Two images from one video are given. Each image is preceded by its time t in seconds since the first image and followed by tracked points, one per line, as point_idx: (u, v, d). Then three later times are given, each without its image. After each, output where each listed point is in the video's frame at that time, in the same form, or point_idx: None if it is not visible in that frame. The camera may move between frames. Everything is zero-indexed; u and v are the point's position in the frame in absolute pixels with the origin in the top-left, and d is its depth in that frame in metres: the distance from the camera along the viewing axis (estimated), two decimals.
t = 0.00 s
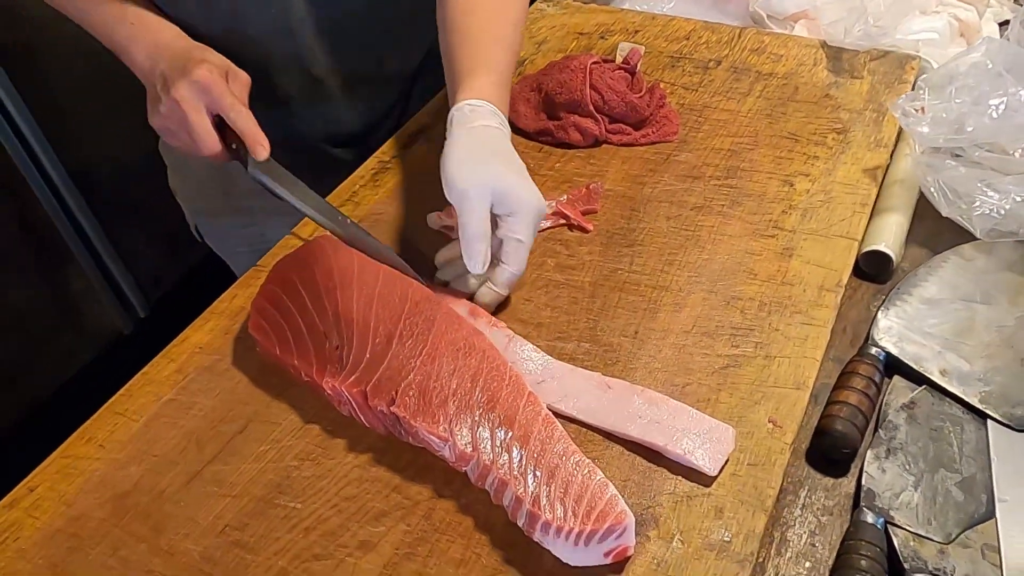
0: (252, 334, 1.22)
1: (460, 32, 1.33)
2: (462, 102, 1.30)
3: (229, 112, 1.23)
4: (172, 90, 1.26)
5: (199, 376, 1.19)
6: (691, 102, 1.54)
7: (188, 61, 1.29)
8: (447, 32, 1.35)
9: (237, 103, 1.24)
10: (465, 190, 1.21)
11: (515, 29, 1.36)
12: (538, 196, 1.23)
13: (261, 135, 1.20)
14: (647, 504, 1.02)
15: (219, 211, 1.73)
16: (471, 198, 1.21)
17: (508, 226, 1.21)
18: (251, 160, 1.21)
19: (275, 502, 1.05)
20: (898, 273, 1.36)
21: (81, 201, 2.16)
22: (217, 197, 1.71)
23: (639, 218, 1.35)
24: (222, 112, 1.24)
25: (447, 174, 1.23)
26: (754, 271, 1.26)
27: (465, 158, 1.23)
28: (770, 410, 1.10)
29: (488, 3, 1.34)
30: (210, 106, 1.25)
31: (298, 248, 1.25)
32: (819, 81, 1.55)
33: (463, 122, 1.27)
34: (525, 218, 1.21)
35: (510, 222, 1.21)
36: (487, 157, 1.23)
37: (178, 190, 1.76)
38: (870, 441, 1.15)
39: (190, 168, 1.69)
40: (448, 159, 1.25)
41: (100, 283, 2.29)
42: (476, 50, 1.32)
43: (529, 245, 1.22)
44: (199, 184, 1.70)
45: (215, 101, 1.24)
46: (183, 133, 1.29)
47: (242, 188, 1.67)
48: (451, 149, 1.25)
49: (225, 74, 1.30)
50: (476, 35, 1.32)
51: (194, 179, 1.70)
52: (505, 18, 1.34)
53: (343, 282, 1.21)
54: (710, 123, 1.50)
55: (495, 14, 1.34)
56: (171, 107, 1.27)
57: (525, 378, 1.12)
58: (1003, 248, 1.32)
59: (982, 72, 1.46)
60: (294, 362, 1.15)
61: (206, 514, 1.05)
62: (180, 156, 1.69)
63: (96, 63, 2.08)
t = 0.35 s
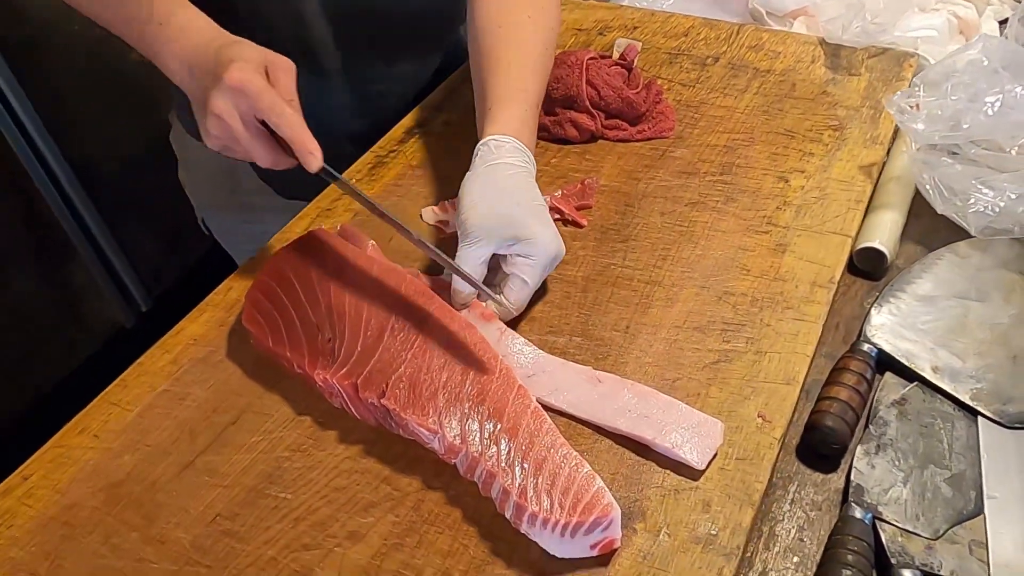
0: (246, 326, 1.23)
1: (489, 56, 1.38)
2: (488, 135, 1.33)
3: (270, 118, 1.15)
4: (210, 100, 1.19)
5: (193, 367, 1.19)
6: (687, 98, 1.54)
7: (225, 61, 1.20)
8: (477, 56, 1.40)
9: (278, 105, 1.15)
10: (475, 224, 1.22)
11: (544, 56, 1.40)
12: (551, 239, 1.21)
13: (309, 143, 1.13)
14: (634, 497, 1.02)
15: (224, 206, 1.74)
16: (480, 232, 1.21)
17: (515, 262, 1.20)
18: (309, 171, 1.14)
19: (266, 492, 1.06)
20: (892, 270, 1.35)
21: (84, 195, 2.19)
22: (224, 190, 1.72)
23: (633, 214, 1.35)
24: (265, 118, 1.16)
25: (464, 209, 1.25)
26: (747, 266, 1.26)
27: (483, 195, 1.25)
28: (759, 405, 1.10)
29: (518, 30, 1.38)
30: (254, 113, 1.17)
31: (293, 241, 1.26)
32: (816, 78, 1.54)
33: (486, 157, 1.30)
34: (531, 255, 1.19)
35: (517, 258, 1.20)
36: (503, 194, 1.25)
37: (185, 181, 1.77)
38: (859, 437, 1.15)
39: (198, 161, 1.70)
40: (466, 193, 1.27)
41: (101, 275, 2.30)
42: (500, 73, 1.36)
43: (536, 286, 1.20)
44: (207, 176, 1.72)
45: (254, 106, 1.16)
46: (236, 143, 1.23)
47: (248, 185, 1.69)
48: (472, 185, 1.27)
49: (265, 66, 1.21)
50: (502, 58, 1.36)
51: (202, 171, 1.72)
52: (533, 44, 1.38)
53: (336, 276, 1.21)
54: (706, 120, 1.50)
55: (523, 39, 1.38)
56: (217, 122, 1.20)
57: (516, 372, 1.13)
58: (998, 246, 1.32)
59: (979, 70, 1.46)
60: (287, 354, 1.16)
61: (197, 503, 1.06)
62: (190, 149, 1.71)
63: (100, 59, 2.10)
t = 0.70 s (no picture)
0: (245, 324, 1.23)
1: (502, 57, 1.38)
2: (496, 135, 1.32)
3: (354, 169, 1.16)
4: (295, 138, 1.19)
5: (193, 364, 1.20)
6: (689, 99, 1.54)
7: (317, 103, 1.21)
8: (491, 55, 1.40)
9: (363, 159, 1.16)
10: (478, 223, 1.22)
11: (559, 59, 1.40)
12: (554, 241, 1.21)
13: (385, 202, 1.12)
14: (630, 496, 1.02)
15: (232, 209, 1.74)
16: (482, 231, 1.21)
17: (517, 262, 1.20)
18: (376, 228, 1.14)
19: (263, 488, 1.07)
20: (893, 271, 1.34)
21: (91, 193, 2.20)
22: (232, 196, 1.72)
23: (634, 214, 1.35)
24: (347, 167, 1.17)
25: (467, 207, 1.25)
26: (746, 267, 1.26)
27: (486, 194, 1.25)
28: (756, 405, 1.10)
29: (532, 31, 1.38)
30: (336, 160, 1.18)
31: (293, 240, 1.27)
32: (818, 79, 1.54)
33: (489, 158, 1.30)
34: (533, 256, 1.19)
35: (518, 258, 1.20)
36: (508, 195, 1.24)
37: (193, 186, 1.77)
38: (857, 438, 1.15)
39: (206, 165, 1.70)
40: (468, 194, 1.27)
41: (108, 274, 2.32)
42: (511, 74, 1.36)
43: (537, 287, 1.20)
44: (216, 181, 1.71)
45: (341, 155, 1.17)
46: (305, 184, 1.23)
47: (257, 188, 1.69)
48: (475, 185, 1.27)
49: (356, 116, 1.22)
50: (515, 60, 1.37)
51: (211, 175, 1.71)
52: (547, 46, 1.38)
53: (336, 274, 1.22)
54: (708, 121, 1.50)
55: (537, 42, 1.38)
56: (298, 160, 1.20)
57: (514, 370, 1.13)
58: (1000, 249, 1.32)
59: (981, 73, 1.46)
60: (286, 351, 1.16)
61: (195, 498, 1.07)
62: (198, 152, 1.71)
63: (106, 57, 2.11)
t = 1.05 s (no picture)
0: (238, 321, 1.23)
1: (496, 55, 1.38)
2: (484, 134, 1.32)
3: (364, 180, 1.16)
4: (306, 142, 1.18)
5: (186, 360, 1.20)
6: (685, 96, 1.54)
7: (331, 110, 1.21)
8: (485, 54, 1.41)
9: (374, 170, 1.16)
10: (467, 221, 1.21)
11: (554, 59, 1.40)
12: (544, 234, 1.20)
13: (393, 216, 1.13)
14: (622, 492, 1.02)
15: (234, 203, 1.74)
16: (471, 229, 1.21)
17: (508, 258, 1.20)
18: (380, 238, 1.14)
19: (255, 484, 1.07)
20: (887, 269, 1.34)
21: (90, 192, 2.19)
22: (235, 190, 1.71)
23: (628, 211, 1.35)
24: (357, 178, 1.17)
25: (455, 206, 1.24)
26: (739, 264, 1.26)
27: (473, 192, 1.24)
28: (749, 402, 1.10)
29: (527, 30, 1.39)
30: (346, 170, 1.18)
31: (287, 237, 1.27)
32: (814, 76, 1.54)
33: (476, 157, 1.29)
34: (523, 251, 1.19)
35: (509, 255, 1.20)
36: (497, 191, 1.24)
37: (196, 180, 1.77)
38: (850, 436, 1.15)
39: (210, 158, 1.71)
40: (456, 193, 1.26)
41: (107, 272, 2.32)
42: (503, 72, 1.36)
43: (528, 282, 1.20)
44: (219, 175, 1.71)
45: (352, 165, 1.17)
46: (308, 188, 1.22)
47: (260, 183, 1.69)
48: (463, 184, 1.26)
49: (367, 127, 1.22)
50: (508, 58, 1.37)
51: (215, 169, 1.72)
52: (542, 45, 1.38)
53: (329, 271, 1.22)
54: (703, 118, 1.50)
55: (531, 40, 1.38)
56: (305, 165, 1.19)
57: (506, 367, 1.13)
58: (995, 246, 1.31)
59: (976, 70, 1.46)
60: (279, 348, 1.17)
61: (187, 494, 1.07)
62: (203, 146, 1.72)
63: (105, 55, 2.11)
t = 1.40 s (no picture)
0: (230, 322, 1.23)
1: (485, 54, 1.38)
2: (473, 134, 1.32)
3: (358, 181, 1.15)
4: (299, 143, 1.17)
5: (178, 362, 1.20)
6: (680, 95, 1.54)
7: (325, 112, 1.20)
8: (474, 54, 1.40)
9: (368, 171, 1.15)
10: (456, 222, 1.21)
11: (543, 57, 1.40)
12: (534, 233, 1.19)
13: (386, 217, 1.13)
14: (611, 494, 1.02)
15: (230, 199, 1.73)
16: (461, 230, 1.20)
17: (498, 259, 1.19)
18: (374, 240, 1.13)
19: (245, 487, 1.07)
20: (882, 268, 1.33)
21: (88, 193, 2.20)
22: (231, 185, 1.71)
23: (621, 211, 1.35)
24: (351, 179, 1.16)
25: (445, 207, 1.24)
26: (733, 264, 1.26)
27: (463, 192, 1.24)
28: (741, 403, 1.10)
29: (516, 29, 1.38)
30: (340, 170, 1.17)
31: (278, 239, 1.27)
32: (810, 74, 1.53)
33: (465, 156, 1.29)
34: (513, 251, 1.19)
35: (499, 255, 1.19)
36: (486, 191, 1.23)
37: (194, 175, 1.77)
38: (843, 436, 1.14)
39: (207, 153, 1.71)
40: (446, 194, 1.26)
41: (106, 273, 2.33)
42: (493, 71, 1.35)
43: (520, 282, 1.20)
44: (216, 170, 1.71)
45: (346, 166, 1.16)
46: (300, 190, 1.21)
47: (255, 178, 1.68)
48: (452, 184, 1.26)
49: (361, 129, 1.21)
50: (498, 57, 1.36)
51: (212, 165, 1.71)
52: (530, 44, 1.37)
53: (319, 273, 1.21)
54: (697, 117, 1.49)
55: (520, 39, 1.37)
56: (298, 166, 1.18)
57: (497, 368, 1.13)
58: (991, 245, 1.30)
59: (972, 69, 1.45)
60: (269, 349, 1.16)
61: (177, 497, 1.07)
62: (200, 141, 1.71)
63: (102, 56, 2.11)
